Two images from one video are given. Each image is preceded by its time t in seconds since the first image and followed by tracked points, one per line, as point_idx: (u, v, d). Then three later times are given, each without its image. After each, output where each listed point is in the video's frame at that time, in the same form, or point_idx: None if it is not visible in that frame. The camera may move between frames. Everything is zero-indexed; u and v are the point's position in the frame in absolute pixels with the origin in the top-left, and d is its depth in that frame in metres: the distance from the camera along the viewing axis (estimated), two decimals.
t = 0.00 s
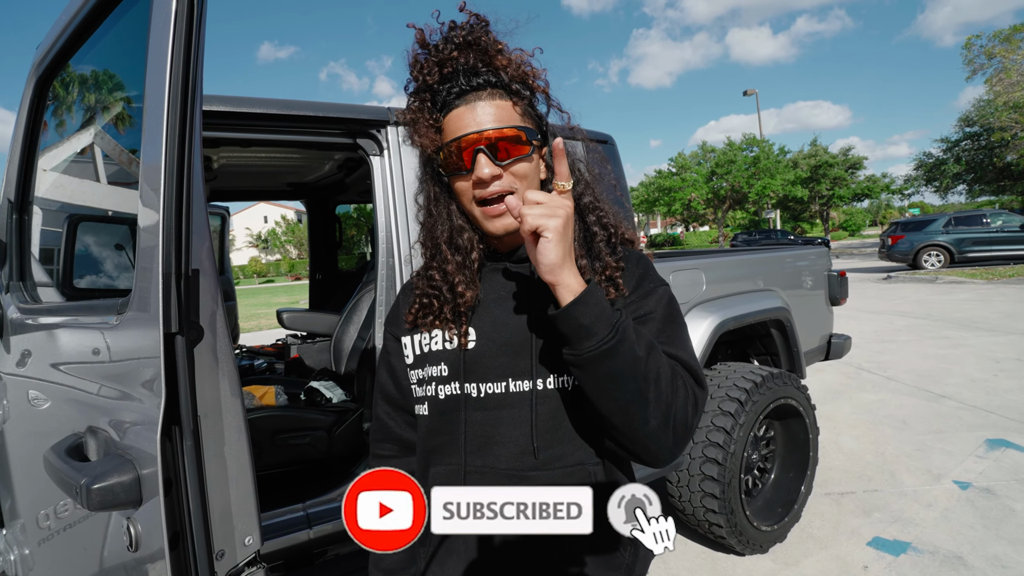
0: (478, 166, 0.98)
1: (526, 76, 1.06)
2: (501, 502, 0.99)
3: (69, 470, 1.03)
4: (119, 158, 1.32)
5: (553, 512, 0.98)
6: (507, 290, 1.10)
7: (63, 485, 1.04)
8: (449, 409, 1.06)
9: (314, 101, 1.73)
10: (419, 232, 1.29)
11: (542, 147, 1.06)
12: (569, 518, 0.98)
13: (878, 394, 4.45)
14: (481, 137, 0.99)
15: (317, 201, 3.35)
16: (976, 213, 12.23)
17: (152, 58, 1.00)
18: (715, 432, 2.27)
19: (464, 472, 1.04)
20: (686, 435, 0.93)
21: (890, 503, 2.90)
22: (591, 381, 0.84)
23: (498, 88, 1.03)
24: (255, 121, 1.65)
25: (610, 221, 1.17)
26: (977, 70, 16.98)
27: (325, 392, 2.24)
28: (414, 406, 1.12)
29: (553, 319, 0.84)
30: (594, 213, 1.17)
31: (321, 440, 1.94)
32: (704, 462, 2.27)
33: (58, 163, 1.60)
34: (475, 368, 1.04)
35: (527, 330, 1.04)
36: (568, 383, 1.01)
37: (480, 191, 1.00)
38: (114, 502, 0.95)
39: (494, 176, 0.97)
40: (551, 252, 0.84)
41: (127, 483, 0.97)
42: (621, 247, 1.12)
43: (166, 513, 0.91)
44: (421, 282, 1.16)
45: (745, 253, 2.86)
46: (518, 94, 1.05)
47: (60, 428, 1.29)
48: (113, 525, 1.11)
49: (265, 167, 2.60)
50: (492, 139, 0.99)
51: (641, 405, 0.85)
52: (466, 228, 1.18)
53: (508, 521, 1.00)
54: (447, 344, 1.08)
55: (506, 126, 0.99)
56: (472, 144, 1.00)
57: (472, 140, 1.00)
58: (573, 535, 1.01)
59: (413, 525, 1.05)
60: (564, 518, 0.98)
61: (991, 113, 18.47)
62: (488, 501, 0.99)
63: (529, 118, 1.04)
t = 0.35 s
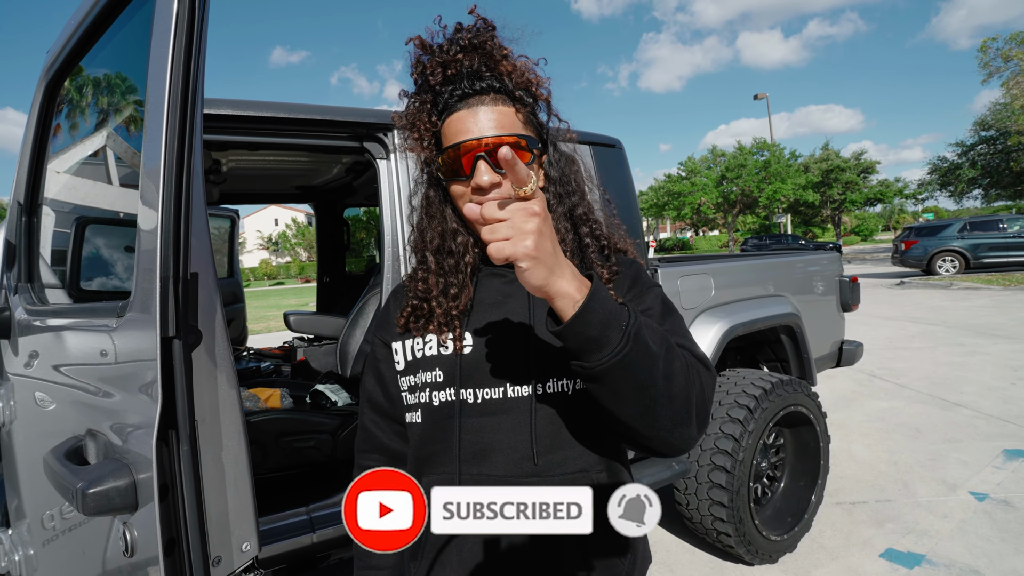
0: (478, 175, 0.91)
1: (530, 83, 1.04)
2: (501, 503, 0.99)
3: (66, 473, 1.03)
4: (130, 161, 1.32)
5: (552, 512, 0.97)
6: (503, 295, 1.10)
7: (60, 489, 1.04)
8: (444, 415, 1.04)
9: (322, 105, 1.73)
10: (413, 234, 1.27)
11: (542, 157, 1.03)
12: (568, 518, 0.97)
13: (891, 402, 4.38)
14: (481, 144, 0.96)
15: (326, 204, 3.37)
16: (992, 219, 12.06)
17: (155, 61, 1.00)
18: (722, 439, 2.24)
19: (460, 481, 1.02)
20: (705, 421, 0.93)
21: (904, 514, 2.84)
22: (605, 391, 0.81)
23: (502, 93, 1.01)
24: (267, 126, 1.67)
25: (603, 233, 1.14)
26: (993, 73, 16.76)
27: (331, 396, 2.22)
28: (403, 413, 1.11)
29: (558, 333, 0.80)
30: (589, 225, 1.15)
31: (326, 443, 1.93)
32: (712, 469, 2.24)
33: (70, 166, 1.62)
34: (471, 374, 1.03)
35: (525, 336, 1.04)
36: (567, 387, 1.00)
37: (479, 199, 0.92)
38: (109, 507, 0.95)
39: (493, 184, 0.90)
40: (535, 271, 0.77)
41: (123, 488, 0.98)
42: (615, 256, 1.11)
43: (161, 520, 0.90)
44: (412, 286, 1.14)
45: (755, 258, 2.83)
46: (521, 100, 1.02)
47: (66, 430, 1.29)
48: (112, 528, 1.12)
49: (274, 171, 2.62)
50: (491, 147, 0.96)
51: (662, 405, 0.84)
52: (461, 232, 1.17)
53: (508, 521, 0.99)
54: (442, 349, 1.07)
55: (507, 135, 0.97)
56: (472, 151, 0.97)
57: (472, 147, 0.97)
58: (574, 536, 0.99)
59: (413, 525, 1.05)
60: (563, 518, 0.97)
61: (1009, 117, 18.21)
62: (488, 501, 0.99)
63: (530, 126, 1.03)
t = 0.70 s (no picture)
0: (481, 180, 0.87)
1: (542, 81, 1.00)
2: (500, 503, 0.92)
3: (42, 500, 0.98)
4: (116, 161, 1.27)
5: (552, 513, 0.92)
6: (511, 301, 1.07)
7: (37, 516, 0.99)
8: (451, 429, 1.00)
9: (318, 104, 1.69)
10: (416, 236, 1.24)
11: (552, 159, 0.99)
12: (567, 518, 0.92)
13: (884, 406, 4.40)
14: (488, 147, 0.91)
15: (319, 207, 3.32)
16: (976, 224, 12.26)
17: (144, 55, 0.96)
18: (723, 445, 2.22)
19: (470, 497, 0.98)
20: (738, 407, 0.90)
21: (901, 518, 2.84)
22: (634, 383, 0.77)
23: (511, 92, 0.97)
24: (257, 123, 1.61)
25: (616, 240, 1.12)
26: (976, 83, 17.08)
27: (326, 404, 2.18)
28: (405, 427, 1.06)
29: (578, 324, 0.76)
30: (601, 233, 1.12)
31: (321, 454, 1.88)
32: (712, 476, 2.22)
33: (52, 166, 1.55)
34: (480, 385, 0.99)
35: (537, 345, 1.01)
36: (582, 396, 0.98)
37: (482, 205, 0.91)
38: (90, 537, 0.90)
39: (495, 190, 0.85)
40: (558, 267, 0.72)
41: (106, 515, 0.93)
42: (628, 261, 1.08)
43: (149, 548, 0.85)
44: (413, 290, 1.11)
45: (752, 263, 2.82)
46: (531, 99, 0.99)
47: (45, 444, 1.23)
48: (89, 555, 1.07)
49: (267, 172, 2.56)
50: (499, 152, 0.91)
51: (695, 392, 0.81)
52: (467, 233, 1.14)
53: (508, 521, 0.93)
54: (450, 358, 1.03)
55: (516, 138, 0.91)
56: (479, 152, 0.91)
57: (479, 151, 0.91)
58: (574, 534, 0.95)
59: (414, 525, 0.99)
60: (563, 518, 0.91)
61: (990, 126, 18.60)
62: (488, 501, 0.92)
63: (541, 126, 0.97)
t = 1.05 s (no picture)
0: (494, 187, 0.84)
1: (559, 67, 0.96)
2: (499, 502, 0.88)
3: None
4: (62, 151, 1.12)
5: (552, 513, 0.87)
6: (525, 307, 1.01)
7: None
8: (462, 450, 0.94)
9: (292, 93, 1.58)
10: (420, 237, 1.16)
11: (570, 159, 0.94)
12: (568, 519, 0.87)
13: (844, 407, 4.54)
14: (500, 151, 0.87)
15: (286, 204, 3.16)
16: (919, 233, 12.93)
17: (104, 34, 0.87)
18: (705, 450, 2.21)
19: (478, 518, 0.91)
20: (784, 428, 0.87)
21: (865, 517, 2.91)
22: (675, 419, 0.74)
23: (526, 84, 0.92)
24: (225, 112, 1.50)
25: (638, 243, 1.08)
26: (918, 99, 18.02)
27: (297, 413, 2.06)
28: (410, 446, 1.00)
29: (613, 362, 0.71)
30: (625, 235, 1.08)
31: (293, 467, 1.75)
32: (693, 481, 2.21)
33: None
34: (494, 400, 0.93)
35: (557, 356, 0.95)
36: (605, 412, 0.92)
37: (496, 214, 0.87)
38: None
39: (512, 199, 0.79)
40: (590, 311, 0.67)
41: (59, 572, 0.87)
42: (647, 265, 1.06)
43: None
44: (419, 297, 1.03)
45: (727, 268, 2.84)
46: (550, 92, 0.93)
47: None
48: None
49: (232, 166, 2.42)
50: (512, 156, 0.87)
51: (736, 423, 0.78)
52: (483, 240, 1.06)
53: (508, 522, 0.89)
54: (461, 371, 0.97)
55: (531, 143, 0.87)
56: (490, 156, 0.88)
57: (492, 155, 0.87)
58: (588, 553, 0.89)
59: (413, 525, 0.94)
60: (564, 518, 0.87)
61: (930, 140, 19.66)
62: (488, 501, 0.89)
63: (559, 122, 0.94)
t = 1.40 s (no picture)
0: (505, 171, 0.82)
1: (580, 59, 0.94)
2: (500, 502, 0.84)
3: None
4: None
5: (552, 514, 0.83)
6: (529, 313, 0.97)
7: None
8: (462, 468, 0.90)
9: (267, 82, 1.48)
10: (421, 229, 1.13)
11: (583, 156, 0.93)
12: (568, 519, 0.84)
13: (804, 405, 4.69)
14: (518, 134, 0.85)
15: (252, 200, 3.03)
16: (868, 238, 13.55)
17: (78, 22, 0.82)
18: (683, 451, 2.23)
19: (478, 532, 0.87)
20: (794, 454, 0.85)
21: (829, 511, 3.00)
22: (681, 425, 0.72)
23: (544, 69, 0.91)
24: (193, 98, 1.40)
25: (647, 251, 1.09)
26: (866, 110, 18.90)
27: (268, 421, 1.96)
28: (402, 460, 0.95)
29: (622, 360, 0.70)
30: (635, 242, 1.09)
31: (266, 479, 1.69)
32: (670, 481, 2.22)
33: None
34: (497, 417, 0.89)
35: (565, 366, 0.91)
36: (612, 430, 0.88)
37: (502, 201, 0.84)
38: None
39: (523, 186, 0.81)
40: (597, 305, 0.66)
41: None
42: (653, 272, 1.06)
43: None
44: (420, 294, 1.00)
45: (700, 271, 2.88)
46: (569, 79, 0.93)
47: None
48: None
49: (196, 159, 2.29)
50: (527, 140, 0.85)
51: (747, 439, 0.75)
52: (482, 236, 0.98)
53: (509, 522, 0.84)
54: (462, 385, 0.92)
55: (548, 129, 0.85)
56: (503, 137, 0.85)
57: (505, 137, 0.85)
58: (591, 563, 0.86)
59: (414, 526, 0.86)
60: (566, 519, 0.83)
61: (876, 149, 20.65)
62: (489, 501, 0.84)
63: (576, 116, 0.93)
